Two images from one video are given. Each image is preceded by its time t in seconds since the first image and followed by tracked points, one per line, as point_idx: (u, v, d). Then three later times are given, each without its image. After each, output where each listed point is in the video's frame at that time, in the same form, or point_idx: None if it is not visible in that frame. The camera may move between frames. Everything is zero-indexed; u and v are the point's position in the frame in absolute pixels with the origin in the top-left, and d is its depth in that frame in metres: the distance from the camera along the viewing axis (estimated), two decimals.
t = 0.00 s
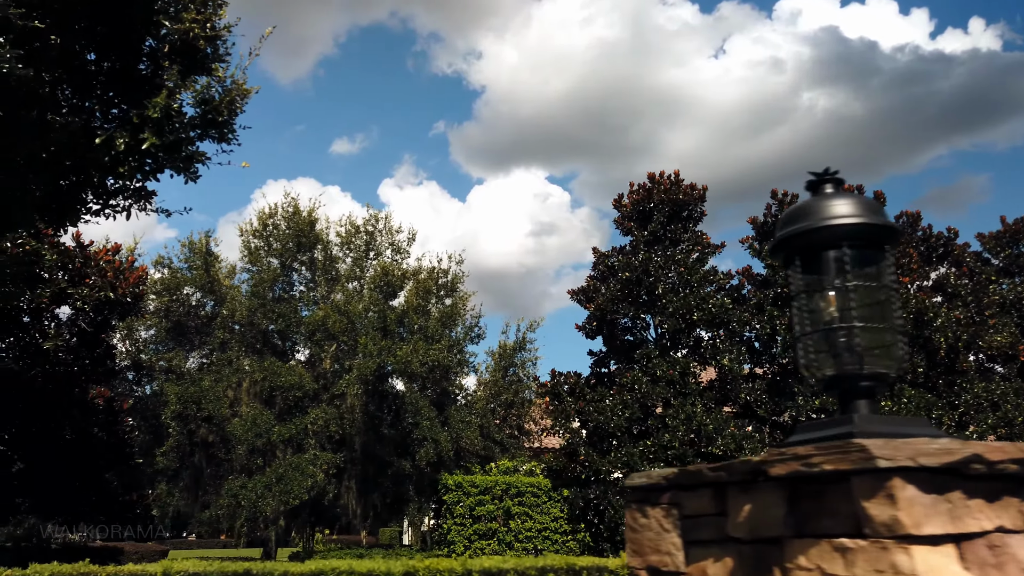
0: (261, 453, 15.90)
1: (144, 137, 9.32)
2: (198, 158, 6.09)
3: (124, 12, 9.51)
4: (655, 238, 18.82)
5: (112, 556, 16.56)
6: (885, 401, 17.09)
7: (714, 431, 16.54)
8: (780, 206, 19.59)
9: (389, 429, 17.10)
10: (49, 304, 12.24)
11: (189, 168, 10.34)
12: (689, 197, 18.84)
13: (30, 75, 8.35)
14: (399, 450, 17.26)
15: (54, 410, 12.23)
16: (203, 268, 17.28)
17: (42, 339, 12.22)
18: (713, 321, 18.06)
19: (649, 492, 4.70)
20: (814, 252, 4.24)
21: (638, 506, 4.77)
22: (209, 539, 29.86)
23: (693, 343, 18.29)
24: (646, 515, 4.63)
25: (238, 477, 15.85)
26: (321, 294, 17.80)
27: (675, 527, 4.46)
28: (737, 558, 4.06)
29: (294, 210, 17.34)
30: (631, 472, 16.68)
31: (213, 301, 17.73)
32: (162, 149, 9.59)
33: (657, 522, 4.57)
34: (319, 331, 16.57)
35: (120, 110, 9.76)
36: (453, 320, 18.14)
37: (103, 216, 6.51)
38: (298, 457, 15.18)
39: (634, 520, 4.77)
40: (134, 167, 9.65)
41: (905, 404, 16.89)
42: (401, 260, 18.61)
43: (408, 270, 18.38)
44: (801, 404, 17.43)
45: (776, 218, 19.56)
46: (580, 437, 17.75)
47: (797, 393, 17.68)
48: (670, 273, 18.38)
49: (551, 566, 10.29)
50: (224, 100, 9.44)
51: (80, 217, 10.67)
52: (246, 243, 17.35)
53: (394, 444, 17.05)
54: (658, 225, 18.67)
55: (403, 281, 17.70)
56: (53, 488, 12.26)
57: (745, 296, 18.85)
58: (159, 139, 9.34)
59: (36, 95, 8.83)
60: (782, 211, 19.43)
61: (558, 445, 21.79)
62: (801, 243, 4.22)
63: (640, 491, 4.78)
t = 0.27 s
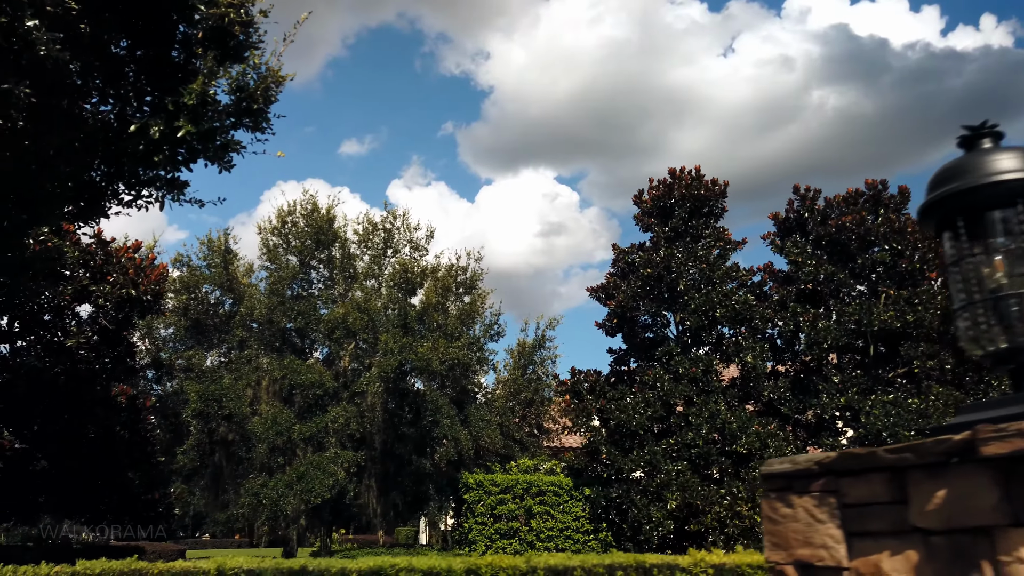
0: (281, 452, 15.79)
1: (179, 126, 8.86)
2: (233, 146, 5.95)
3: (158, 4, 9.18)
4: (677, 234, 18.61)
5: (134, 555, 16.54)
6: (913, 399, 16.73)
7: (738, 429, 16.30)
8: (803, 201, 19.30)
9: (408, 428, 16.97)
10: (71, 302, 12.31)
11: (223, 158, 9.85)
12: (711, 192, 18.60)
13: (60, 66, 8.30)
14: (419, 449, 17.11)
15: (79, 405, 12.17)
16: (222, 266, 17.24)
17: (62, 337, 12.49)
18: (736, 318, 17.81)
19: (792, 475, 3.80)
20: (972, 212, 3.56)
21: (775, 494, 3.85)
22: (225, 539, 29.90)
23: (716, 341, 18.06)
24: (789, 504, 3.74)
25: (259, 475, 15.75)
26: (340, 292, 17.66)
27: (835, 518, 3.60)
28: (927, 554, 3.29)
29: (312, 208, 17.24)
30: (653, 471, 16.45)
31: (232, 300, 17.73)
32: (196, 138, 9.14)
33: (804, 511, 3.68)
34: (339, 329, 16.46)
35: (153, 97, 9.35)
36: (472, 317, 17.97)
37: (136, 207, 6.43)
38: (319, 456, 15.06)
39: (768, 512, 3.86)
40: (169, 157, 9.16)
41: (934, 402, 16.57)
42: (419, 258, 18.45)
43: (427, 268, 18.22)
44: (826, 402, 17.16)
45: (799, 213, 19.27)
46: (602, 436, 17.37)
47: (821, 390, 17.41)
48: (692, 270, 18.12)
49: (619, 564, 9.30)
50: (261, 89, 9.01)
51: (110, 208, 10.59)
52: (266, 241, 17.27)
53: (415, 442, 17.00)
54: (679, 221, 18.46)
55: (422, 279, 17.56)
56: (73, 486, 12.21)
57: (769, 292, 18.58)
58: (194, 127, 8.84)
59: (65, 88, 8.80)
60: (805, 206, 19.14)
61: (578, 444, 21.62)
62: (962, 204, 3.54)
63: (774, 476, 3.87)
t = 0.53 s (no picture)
0: (304, 450, 15.68)
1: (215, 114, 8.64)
2: (271, 135, 5.80)
3: None
4: (700, 230, 18.37)
5: (158, 554, 16.48)
6: (943, 396, 16.37)
7: (764, 427, 16.05)
8: (828, 196, 19.00)
9: (430, 426, 16.81)
10: (94, 299, 12.18)
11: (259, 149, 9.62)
12: (734, 187, 18.34)
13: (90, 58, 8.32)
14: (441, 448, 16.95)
15: (103, 403, 12.11)
16: (242, 264, 17.18)
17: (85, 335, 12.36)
18: (761, 314, 17.53)
19: (986, 475, 4.01)
20: None
21: (967, 492, 4.07)
22: (244, 539, 29.90)
23: (740, 338, 17.80)
24: (991, 502, 3.94)
25: (281, 474, 15.63)
26: (360, 290, 17.51)
27: None
28: None
29: (332, 205, 17.12)
30: (678, 469, 16.20)
31: (252, 298, 17.70)
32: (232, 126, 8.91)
33: (1007, 507, 3.89)
34: (360, 327, 16.34)
35: (188, 84, 9.10)
36: (493, 315, 17.78)
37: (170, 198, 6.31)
38: (342, 454, 14.94)
39: (960, 509, 4.08)
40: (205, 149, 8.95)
41: (965, 399, 16.23)
42: (439, 255, 18.27)
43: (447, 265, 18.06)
44: (854, 399, 16.87)
45: (824, 208, 18.97)
46: (626, 433, 17.10)
47: (849, 388, 17.12)
48: (717, 265, 17.80)
49: (698, 566, 8.38)
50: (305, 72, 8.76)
51: (142, 201, 10.30)
52: (286, 239, 17.18)
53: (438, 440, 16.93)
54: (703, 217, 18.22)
55: (443, 276, 17.38)
56: (97, 485, 12.10)
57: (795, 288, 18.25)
58: (231, 115, 8.62)
59: (95, 76, 8.81)
60: (830, 200, 18.84)
61: (599, 443, 21.40)
62: None
63: (967, 477, 4.08)
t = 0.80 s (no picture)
0: (325, 450, 15.57)
1: (253, 102, 8.50)
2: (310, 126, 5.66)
3: None
4: (723, 226, 18.13)
5: (181, 555, 16.44)
6: (974, 394, 16.06)
7: (791, 426, 15.80)
8: (852, 191, 18.72)
9: (451, 426, 16.65)
10: (117, 298, 12.09)
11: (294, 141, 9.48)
12: (759, 182, 18.08)
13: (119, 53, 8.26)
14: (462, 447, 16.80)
15: (127, 403, 12.01)
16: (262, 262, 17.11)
17: (108, 335, 12.37)
18: (786, 311, 17.26)
19: None
20: None
21: None
22: (260, 539, 29.90)
23: (764, 335, 17.53)
24: None
25: (303, 474, 15.53)
26: (380, 289, 17.37)
27: None
28: None
29: (352, 202, 17.01)
30: (702, 469, 15.95)
31: (272, 297, 17.66)
32: (268, 116, 8.77)
33: None
34: (380, 325, 16.21)
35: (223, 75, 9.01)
36: (513, 312, 17.60)
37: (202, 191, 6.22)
38: (364, 454, 14.81)
39: None
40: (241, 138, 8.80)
41: (996, 397, 15.91)
42: (459, 252, 18.11)
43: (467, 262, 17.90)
44: (881, 397, 16.58)
45: (849, 203, 18.68)
46: (649, 431, 16.87)
47: (876, 386, 16.84)
48: (741, 262, 17.49)
49: (782, 570, 8.60)
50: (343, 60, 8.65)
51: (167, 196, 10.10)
52: (306, 237, 17.07)
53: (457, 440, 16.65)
54: (727, 212, 17.98)
55: (463, 273, 17.22)
56: (122, 486, 12.00)
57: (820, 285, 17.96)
58: (270, 104, 8.50)
59: (126, 67, 8.71)
60: (854, 195, 18.56)
61: (619, 443, 21.19)
62: None
63: None
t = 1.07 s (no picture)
0: (347, 448, 15.43)
1: (297, 84, 8.31)
2: (351, 110, 5.64)
3: None
4: (748, 220, 17.85)
5: (202, 553, 16.36)
6: (1006, 391, 15.75)
7: (819, 423, 15.54)
8: (879, 185, 18.41)
9: (473, 424, 16.47)
10: (140, 295, 12.00)
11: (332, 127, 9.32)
12: (784, 177, 17.81)
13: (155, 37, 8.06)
14: (484, 446, 16.63)
15: (152, 401, 11.86)
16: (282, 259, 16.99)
17: (132, 332, 12.22)
18: (812, 308, 16.97)
19: None
20: None
21: None
22: (274, 538, 29.89)
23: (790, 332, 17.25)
24: None
25: (324, 473, 15.39)
26: (401, 286, 17.20)
27: None
28: None
29: (372, 198, 16.86)
30: (728, 468, 15.69)
31: (291, 295, 17.55)
32: (311, 99, 8.59)
33: None
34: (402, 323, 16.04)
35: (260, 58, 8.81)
36: (535, 309, 17.41)
37: (238, 181, 6.26)
38: (386, 452, 14.67)
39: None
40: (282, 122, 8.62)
41: None
42: (479, 249, 17.93)
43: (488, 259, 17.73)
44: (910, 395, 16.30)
45: (875, 198, 18.38)
46: (673, 430, 16.48)
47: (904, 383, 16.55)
48: (767, 257, 17.20)
49: (883, 570, 8.11)
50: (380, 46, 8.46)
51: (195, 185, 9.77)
52: (325, 234, 16.92)
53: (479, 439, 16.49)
54: (752, 207, 17.70)
55: (485, 270, 17.04)
56: (146, 485, 11.89)
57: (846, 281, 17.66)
58: (314, 86, 8.31)
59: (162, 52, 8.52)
60: (881, 190, 18.25)
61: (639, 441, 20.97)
62: None
63: None
